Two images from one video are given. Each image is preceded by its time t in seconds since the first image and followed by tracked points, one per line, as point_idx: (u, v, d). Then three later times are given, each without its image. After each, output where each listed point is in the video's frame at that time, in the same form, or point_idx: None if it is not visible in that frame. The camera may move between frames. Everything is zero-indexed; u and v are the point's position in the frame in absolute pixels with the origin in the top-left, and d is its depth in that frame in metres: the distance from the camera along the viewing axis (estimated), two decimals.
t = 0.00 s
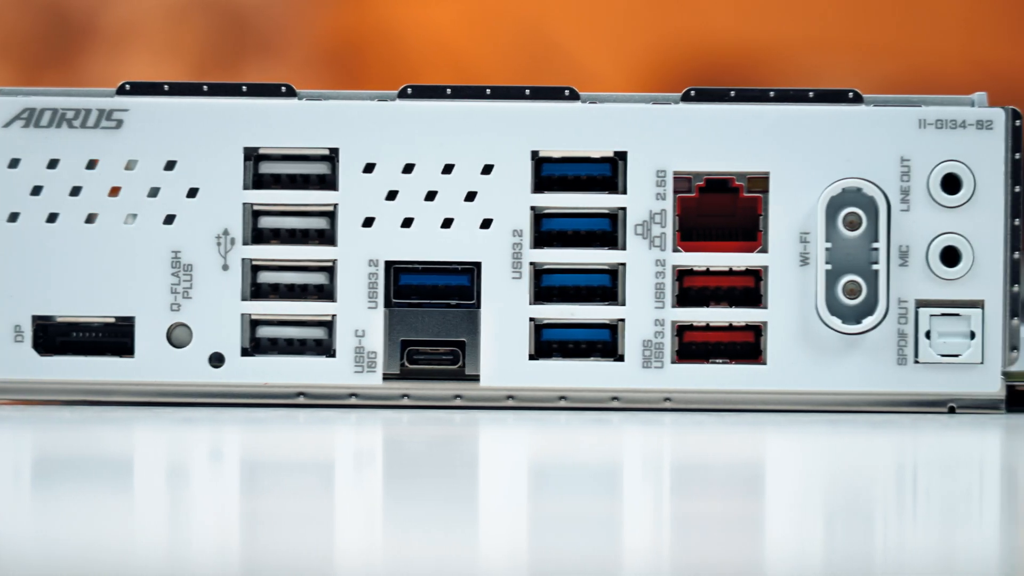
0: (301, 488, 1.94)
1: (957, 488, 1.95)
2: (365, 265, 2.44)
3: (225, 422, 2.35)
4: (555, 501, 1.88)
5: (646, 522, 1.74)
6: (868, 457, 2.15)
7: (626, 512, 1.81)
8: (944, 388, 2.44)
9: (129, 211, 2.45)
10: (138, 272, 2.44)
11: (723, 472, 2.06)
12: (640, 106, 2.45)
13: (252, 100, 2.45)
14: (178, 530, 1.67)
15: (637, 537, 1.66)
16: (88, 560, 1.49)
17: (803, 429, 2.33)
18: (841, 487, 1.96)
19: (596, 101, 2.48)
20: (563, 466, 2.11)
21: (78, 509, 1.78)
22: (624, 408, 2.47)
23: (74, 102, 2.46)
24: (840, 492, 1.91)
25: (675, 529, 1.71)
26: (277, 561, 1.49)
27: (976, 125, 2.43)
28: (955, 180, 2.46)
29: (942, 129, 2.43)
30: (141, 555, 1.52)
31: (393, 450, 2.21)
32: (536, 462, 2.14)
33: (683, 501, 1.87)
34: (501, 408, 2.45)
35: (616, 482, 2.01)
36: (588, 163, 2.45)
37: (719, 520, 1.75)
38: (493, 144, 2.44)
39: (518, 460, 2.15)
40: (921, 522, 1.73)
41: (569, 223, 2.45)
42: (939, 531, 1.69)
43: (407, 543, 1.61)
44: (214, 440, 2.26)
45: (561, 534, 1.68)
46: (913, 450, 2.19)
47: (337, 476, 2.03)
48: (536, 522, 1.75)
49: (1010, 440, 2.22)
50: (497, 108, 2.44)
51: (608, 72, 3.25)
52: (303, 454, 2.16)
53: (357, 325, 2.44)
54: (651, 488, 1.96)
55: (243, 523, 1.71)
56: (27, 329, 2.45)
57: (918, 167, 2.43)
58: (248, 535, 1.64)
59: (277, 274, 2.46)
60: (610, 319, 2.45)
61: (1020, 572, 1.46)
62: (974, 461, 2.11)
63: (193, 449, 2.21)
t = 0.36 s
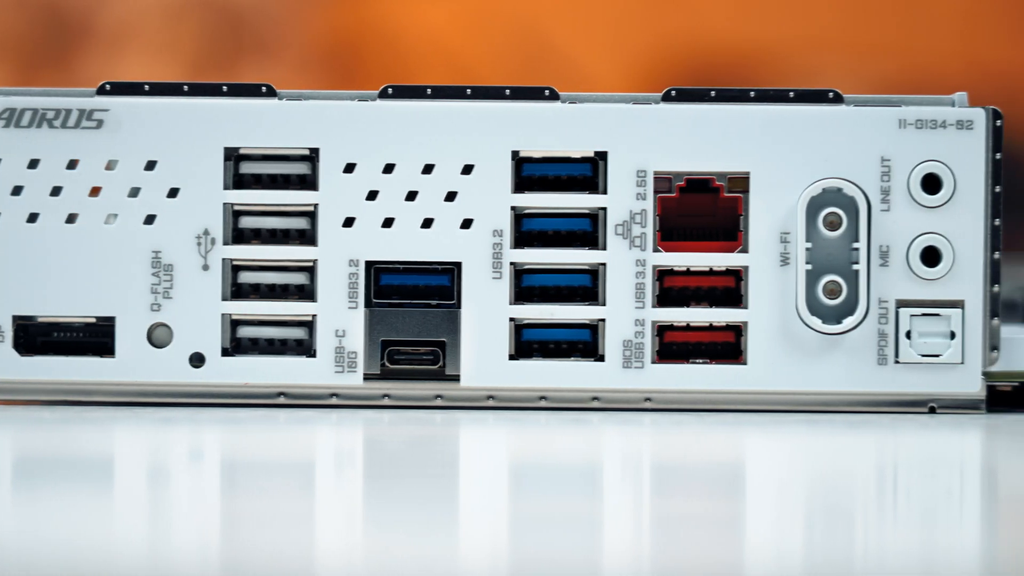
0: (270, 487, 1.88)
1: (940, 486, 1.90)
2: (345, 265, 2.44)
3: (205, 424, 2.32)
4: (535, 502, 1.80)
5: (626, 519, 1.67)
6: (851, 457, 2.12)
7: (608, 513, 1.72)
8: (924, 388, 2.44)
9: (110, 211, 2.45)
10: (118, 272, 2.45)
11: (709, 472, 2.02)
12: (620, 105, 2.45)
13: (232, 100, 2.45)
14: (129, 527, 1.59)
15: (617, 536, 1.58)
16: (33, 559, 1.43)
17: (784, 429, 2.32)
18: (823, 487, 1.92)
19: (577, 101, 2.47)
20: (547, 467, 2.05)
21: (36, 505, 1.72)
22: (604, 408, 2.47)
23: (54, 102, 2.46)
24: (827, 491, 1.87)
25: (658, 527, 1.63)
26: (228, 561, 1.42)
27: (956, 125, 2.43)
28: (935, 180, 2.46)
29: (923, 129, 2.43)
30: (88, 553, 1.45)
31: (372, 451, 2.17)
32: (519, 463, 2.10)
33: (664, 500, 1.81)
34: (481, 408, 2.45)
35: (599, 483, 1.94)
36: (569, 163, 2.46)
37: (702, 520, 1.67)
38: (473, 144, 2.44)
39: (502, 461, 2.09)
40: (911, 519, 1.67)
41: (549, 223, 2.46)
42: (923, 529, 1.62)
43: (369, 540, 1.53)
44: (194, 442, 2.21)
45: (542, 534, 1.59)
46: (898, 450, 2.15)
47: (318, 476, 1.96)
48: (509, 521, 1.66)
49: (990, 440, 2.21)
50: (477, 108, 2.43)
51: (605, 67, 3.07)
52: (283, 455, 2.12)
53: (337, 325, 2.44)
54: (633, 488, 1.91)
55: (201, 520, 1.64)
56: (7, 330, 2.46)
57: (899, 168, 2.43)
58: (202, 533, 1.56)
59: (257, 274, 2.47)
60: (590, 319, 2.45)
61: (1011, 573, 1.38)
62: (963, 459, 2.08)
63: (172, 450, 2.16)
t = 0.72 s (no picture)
0: (246, 485, 1.86)
1: (921, 486, 1.88)
2: (325, 265, 2.44)
3: (186, 424, 2.31)
4: (517, 501, 1.80)
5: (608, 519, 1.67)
6: (832, 457, 2.10)
7: (592, 512, 1.72)
8: (904, 388, 2.44)
9: (91, 211, 2.45)
10: (99, 272, 2.45)
11: (692, 471, 2.00)
12: (601, 106, 2.45)
13: (213, 100, 2.45)
14: (100, 528, 1.57)
15: (598, 535, 1.58)
16: None
17: (764, 429, 2.32)
18: (802, 485, 1.90)
19: (557, 100, 2.48)
20: (529, 466, 2.04)
21: (0, 506, 1.68)
22: (584, 408, 2.47)
23: (34, 102, 2.46)
24: (808, 490, 1.86)
25: (642, 526, 1.63)
26: (195, 563, 1.39)
27: (937, 126, 2.43)
28: (916, 180, 2.46)
29: (903, 129, 2.43)
30: (52, 555, 1.43)
31: (352, 450, 2.17)
32: (501, 463, 2.07)
33: (645, 500, 1.79)
34: (462, 408, 2.45)
35: (580, 482, 1.93)
36: (549, 163, 2.45)
37: (682, 520, 1.66)
38: (453, 144, 2.44)
39: (484, 460, 2.08)
40: (894, 519, 1.66)
41: (530, 223, 2.45)
42: (904, 529, 1.61)
43: (344, 540, 1.52)
44: (174, 442, 2.18)
45: (525, 534, 1.58)
46: (879, 450, 2.15)
47: (299, 475, 1.94)
48: (488, 521, 1.65)
49: (970, 440, 2.21)
50: (457, 108, 2.43)
51: (599, 69, 3.24)
52: (263, 454, 2.09)
53: (317, 324, 2.44)
54: (614, 487, 1.90)
55: (173, 520, 1.62)
56: None
57: (879, 168, 2.43)
58: (172, 534, 1.54)
59: (238, 274, 2.47)
60: (571, 319, 2.45)
61: (992, 574, 1.36)
62: (947, 459, 2.07)
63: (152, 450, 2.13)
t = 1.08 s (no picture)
0: (223, 485, 1.86)
1: (900, 486, 1.88)
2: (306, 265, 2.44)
3: (166, 424, 2.30)
4: (497, 500, 1.79)
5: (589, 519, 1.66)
6: (811, 458, 2.10)
7: (573, 512, 1.72)
8: (885, 388, 2.44)
9: (71, 211, 2.45)
10: (80, 272, 2.45)
11: (672, 471, 2.00)
12: (581, 106, 2.45)
13: (193, 101, 2.45)
14: (75, 528, 1.57)
15: (579, 535, 1.57)
16: None
17: (744, 429, 2.31)
18: (780, 486, 1.89)
19: (538, 101, 2.47)
20: (508, 466, 2.03)
21: None
22: (565, 408, 2.46)
23: (15, 102, 2.46)
24: (787, 490, 1.86)
25: (623, 526, 1.62)
26: (166, 565, 1.38)
27: (918, 126, 2.43)
28: (896, 180, 2.45)
29: (884, 129, 2.43)
30: (26, 556, 1.42)
31: (332, 449, 2.17)
32: (482, 462, 2.06)
33: (624, 501, 1.79)
34: (442, 408, 2.45)
35: (560, 482, 1.93)
36: (530, 164, 2.46)
37: (661, 520, 1.65)
38: (434, 144, 2.44)
39: (464, 460, 2.07)
40: (872, 519, 1.66)
41: (511, 223, 2.45)
42: (884, 529, 1.61)
43: (320, 540, 1.51)
44: (155, 441, 2.18)
45: (505, 533, 1.58)
46: (859, 450, 2.14)
47: (278, 475, 1.94)
48: (467, 521, 1.64)
49: (950, 440, 2.20)
50: (437, 109, 2.43)
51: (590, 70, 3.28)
52: (243, 454, 2.09)
53: (298, 325, 2.45)
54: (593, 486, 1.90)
55: (149, 520, 1.62)
56: None
57: (860, 168, 2.43)
58: (149, 533, 1.54)
59: (219, 274, 2.47)
60: (551, 319, 2.45)
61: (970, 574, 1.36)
62: (926, 459, 2.07)
63: (132, 449, 2.13)
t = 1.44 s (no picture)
0: (201, 485, 1.86)
1: (880, 486, 1.88)
2: (287, 265, 2.44)
3: (147, 425, 2.29)
4: (478, 500, 1.79)
5: (570, 519, 1.66)
6: (791, 457, 2.09)
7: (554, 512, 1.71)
8: (865, 388, 2.44)
9: (52, 211, 2.45)
10: (60, 272, 2.45)
11: (652, 471, 1.99)
12: (561, 105, 2.45)
13: (173, 100, 2.45)
14: (48, 528, 1.56)
15: (560, 535, 1.57)
16: None
17: (724, 429, 2.31)
18: (759, 486, 1.89)
19: (518, 100, 2.48)
20: (489, 465, 2.03)
21: None
22: (545, 408, 2.46)
23: None
24: (768, 490, 1.85)
25: (604, 526, 1.62)
26: (137, 568, 1.37)
27: (898, 126, 2.43)
28: (877, 180, 2.46)
29: (864, 129, 2.43)
30: None
31: (312, 449, 2.16)
32: (464, 462, 2.05)
33: (605, 500, 1.78)
34: (423, 408, 2.45)
35: (541, 482, 1.91)
36: (510, 164, 2.46)
37: (641, 520, 1.65)
38: (414, 144, 2.44)
39: (444, 459, 2.07)
40: (853, 519, 1.65)
41: (491, 223, 2.46)
42: (865, 529, 1.60)
43: (299, 541, 1.51)
44: (136, 442, 2.17)
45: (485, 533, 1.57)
46: (839, 450, 2.14)
47: (259, 475, 1.92)
48: (448, 520, 1.64)
49: (930, 440, 2.20)
50: (418, 108, 2.43)
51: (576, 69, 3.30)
52: (223, 454, 2.07)
53: (278, 325, 2.45)
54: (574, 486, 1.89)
55: (125, 519, 1.61)
56: None
57: (840, 168, 2.43)
58: (125, 534, 1.53)
59: (199, 274, 2.47)
60: (532, 319, 2.45)
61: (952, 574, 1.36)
62: (906, 459, 2.06)
63: (113, 450, 2.12)
